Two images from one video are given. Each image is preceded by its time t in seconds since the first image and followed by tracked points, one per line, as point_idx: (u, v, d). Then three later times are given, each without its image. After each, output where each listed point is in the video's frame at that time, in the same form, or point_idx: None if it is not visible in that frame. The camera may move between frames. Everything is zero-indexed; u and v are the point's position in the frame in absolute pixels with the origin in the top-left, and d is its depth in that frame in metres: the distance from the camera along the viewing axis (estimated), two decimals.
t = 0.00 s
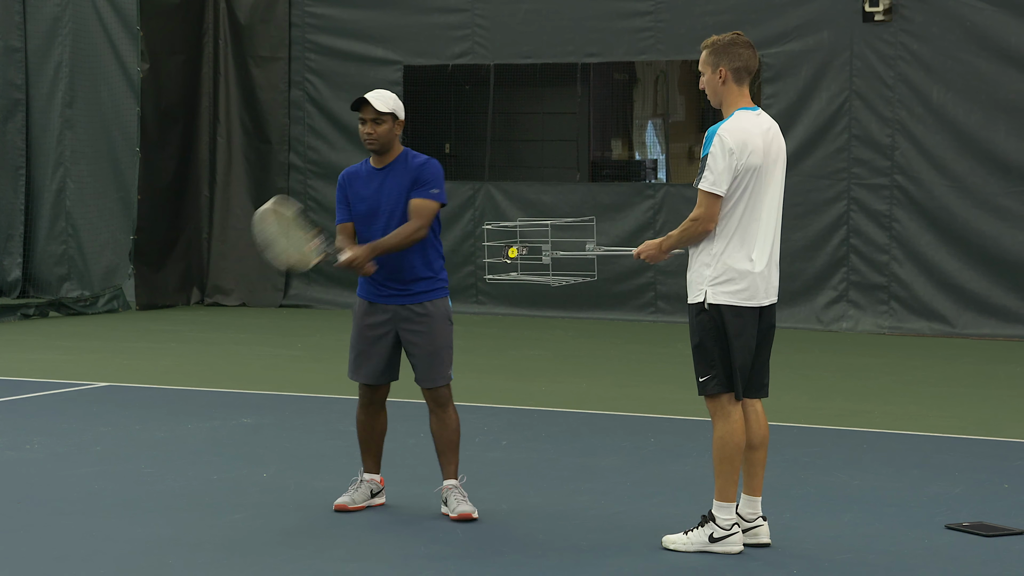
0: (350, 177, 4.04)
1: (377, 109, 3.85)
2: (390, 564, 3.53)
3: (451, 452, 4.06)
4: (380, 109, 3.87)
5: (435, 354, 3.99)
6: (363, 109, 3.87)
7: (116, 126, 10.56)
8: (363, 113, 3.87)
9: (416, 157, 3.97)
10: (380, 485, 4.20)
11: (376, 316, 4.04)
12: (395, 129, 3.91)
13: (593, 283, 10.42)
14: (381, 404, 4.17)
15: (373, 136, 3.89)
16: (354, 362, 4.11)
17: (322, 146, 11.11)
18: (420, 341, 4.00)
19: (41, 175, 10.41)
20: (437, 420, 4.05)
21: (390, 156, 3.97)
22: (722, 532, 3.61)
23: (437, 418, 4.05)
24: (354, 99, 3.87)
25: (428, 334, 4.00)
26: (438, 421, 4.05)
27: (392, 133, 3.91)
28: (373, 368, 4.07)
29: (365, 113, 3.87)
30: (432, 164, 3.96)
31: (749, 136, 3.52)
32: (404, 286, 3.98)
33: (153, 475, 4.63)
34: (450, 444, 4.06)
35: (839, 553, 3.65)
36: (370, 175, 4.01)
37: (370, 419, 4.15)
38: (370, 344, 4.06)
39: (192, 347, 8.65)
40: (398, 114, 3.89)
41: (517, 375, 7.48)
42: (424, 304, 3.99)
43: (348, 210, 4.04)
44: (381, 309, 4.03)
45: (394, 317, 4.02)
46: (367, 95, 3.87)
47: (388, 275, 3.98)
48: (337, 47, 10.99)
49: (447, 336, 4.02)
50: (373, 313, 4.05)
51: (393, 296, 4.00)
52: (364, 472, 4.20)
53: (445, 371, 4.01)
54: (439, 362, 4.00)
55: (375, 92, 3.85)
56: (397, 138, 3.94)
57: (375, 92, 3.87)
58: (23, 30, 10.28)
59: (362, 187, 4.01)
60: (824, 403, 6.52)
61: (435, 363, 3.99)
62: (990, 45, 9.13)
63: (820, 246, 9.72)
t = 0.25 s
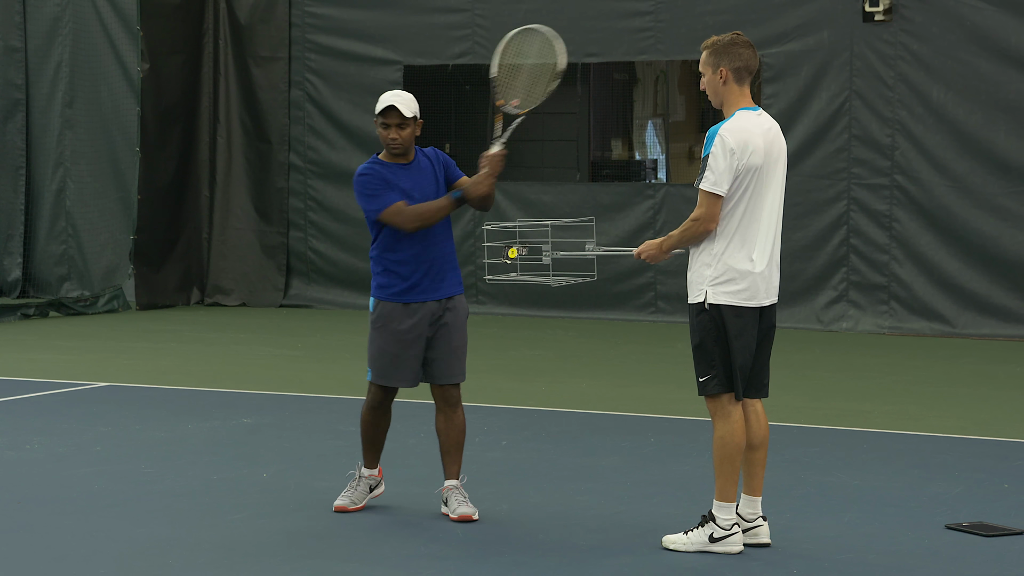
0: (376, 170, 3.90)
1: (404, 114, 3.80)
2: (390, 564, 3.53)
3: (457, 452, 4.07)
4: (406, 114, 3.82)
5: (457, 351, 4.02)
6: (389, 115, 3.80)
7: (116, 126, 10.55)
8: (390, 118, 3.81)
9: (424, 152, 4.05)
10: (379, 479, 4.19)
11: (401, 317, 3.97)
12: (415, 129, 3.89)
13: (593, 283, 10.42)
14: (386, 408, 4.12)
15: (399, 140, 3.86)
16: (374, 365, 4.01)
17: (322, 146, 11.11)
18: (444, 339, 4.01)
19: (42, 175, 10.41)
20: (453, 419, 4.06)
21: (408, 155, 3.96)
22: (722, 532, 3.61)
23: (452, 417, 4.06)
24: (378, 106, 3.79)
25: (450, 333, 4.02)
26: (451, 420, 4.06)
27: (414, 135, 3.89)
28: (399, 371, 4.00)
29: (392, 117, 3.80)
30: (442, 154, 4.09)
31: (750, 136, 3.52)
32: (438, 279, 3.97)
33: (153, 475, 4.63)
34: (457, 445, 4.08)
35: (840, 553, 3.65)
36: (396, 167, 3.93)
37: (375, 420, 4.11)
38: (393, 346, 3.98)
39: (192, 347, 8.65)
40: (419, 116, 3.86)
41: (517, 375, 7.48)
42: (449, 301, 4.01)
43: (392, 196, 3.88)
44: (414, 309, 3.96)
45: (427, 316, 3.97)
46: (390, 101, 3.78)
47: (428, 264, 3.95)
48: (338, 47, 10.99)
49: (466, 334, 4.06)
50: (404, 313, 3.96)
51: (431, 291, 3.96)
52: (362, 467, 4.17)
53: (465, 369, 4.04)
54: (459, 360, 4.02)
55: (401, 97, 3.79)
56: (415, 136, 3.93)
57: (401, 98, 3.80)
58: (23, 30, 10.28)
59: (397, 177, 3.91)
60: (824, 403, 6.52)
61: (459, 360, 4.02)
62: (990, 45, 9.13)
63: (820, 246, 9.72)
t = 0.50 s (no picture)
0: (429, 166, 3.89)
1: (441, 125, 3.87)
2: (390, 564, 3.53)
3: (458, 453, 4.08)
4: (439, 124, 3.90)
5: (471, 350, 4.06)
6: (427, 127, 3.86)
7: (116, 126, 10.55)
8: (428, 130, 3.86)
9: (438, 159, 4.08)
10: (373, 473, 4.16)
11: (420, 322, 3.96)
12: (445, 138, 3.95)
13: (592, 283, 10.42)
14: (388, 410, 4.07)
15: (435, 150, 3.91)
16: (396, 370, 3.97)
17: (322, 146, 11.11)
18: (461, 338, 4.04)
19: (42, 175, 10.42)
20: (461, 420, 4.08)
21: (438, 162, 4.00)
22: (722, 533, 3.62)
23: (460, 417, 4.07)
24: (417, 119, 3.84)
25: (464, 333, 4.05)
26: (458, 420, 4.06)
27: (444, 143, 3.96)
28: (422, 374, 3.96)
29: (430, 130, 3.86)
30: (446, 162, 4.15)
31: (751, 137, 3.52)
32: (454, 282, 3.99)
33: (153, 475, 4.63)
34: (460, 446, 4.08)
35: (840, 553, 3.65)
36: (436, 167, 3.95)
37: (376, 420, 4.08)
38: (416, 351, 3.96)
39: (192, 347, 8.65)
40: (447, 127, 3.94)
41: (517, 374, 7.48)
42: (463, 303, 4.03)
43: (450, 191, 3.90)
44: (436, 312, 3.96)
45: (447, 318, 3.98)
46: (428, 113, 3.83)
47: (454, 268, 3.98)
48: (338, 47, 10.99)
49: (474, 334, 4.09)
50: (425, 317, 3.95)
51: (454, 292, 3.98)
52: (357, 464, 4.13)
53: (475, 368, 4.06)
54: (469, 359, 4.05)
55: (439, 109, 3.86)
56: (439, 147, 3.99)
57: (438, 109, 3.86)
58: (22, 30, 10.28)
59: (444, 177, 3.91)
60: (824, 403, 6.52)
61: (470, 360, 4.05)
62: (990, 45, 9.13)
63: (820, 246, 9.72)
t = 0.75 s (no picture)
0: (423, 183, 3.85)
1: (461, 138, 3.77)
2: (389, 564, 3.53)
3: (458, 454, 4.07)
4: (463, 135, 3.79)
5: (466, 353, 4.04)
6: (446, 140, 3.76)
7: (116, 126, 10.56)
8: (446, 142, 3.76)
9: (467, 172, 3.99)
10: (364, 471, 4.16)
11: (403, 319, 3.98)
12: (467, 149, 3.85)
13: (593, 283, 10.42)
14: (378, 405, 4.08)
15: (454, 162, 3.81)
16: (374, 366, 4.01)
17: (322, 146, 11.11)
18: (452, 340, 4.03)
19: (42, 175, 10.43)
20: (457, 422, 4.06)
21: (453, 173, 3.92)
22: (722, 532, 3.62)
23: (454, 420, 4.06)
24: (438, 129, 3.74)
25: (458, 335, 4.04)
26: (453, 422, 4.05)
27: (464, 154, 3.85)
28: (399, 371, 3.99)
29: (449, 142, 3.75)
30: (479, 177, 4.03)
31: (751, 137, 3.52)
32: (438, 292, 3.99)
33: (153, 475, 4.63)
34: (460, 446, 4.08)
35: (839, 553, 3.65)
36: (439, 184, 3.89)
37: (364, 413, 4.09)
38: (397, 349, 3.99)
39: (192, 347, 8.65)
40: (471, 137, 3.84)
41: (517, 374, 7.48)
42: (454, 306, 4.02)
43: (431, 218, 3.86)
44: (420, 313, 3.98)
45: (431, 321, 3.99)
46: (450, 124, 3.74)
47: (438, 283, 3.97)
48: (338, 47, 11.00)
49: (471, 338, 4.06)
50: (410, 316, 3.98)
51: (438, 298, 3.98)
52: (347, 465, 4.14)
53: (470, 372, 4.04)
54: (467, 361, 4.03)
55: (461, 123, 3.75)
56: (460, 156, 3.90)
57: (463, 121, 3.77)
58: (22, 31, 10.33)
59: (432, 199, 3.86)
60: (824, 403, 6.53)
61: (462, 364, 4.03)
62: (990, 45, 9.14)
63: (820, 246, 9.72)
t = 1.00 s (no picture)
0: (409, 161, 4.02)
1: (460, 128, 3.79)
2: (390, 564, 3.53)
3: (458, 452, 4.06)
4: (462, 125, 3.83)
5: (452, 358, 3.99)
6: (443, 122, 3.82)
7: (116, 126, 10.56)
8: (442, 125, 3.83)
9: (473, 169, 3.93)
10: (369, 467, 4.16)
11: (394, 310, 4.04)
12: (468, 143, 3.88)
13: (593, 283, 10.42)
14: (374, 397, 4.11)
15: (446, 147, 3.86)
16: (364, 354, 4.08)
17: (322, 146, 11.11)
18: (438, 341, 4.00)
19: (42, 175, 10.42)
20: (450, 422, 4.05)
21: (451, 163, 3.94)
22: (722, 533, 3.62)
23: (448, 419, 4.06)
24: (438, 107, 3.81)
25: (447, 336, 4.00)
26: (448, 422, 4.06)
27: (463, 147, 3.88)
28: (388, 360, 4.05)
29: (445, 127, 3.82)
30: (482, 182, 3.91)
31: (752, 137, 3.52)
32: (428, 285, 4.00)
33: (153, 475, 4.63)
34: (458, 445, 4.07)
35: (840, 553, 3.65)
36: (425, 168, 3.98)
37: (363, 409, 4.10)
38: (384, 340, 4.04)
39: (192, 347, 8.65)
40: (474, 130, 3.87)
41: (517, 374, 7.49)
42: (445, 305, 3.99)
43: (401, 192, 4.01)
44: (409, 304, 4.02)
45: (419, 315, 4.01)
46: (451, 111, 3.78)
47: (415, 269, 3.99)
48: (338, 47, 11.00)
49: (467, 340, 4.03)
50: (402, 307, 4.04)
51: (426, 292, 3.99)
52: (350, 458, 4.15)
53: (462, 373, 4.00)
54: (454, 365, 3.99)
55: (466, 109, 3.79)
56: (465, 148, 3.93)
57: (462, 109, 3.79)
58: (22, 31, 10.31)
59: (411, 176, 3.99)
60: (824, 403, 6.53)
61: (452, 366, 3.99)
62: (990, 45, 9.14)
63: (820, 246, 9.72)
